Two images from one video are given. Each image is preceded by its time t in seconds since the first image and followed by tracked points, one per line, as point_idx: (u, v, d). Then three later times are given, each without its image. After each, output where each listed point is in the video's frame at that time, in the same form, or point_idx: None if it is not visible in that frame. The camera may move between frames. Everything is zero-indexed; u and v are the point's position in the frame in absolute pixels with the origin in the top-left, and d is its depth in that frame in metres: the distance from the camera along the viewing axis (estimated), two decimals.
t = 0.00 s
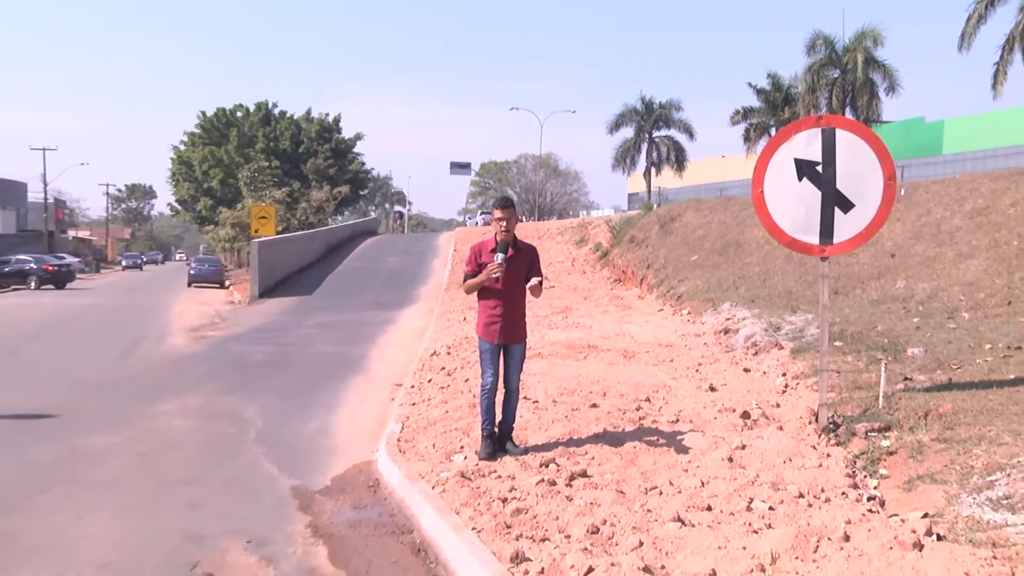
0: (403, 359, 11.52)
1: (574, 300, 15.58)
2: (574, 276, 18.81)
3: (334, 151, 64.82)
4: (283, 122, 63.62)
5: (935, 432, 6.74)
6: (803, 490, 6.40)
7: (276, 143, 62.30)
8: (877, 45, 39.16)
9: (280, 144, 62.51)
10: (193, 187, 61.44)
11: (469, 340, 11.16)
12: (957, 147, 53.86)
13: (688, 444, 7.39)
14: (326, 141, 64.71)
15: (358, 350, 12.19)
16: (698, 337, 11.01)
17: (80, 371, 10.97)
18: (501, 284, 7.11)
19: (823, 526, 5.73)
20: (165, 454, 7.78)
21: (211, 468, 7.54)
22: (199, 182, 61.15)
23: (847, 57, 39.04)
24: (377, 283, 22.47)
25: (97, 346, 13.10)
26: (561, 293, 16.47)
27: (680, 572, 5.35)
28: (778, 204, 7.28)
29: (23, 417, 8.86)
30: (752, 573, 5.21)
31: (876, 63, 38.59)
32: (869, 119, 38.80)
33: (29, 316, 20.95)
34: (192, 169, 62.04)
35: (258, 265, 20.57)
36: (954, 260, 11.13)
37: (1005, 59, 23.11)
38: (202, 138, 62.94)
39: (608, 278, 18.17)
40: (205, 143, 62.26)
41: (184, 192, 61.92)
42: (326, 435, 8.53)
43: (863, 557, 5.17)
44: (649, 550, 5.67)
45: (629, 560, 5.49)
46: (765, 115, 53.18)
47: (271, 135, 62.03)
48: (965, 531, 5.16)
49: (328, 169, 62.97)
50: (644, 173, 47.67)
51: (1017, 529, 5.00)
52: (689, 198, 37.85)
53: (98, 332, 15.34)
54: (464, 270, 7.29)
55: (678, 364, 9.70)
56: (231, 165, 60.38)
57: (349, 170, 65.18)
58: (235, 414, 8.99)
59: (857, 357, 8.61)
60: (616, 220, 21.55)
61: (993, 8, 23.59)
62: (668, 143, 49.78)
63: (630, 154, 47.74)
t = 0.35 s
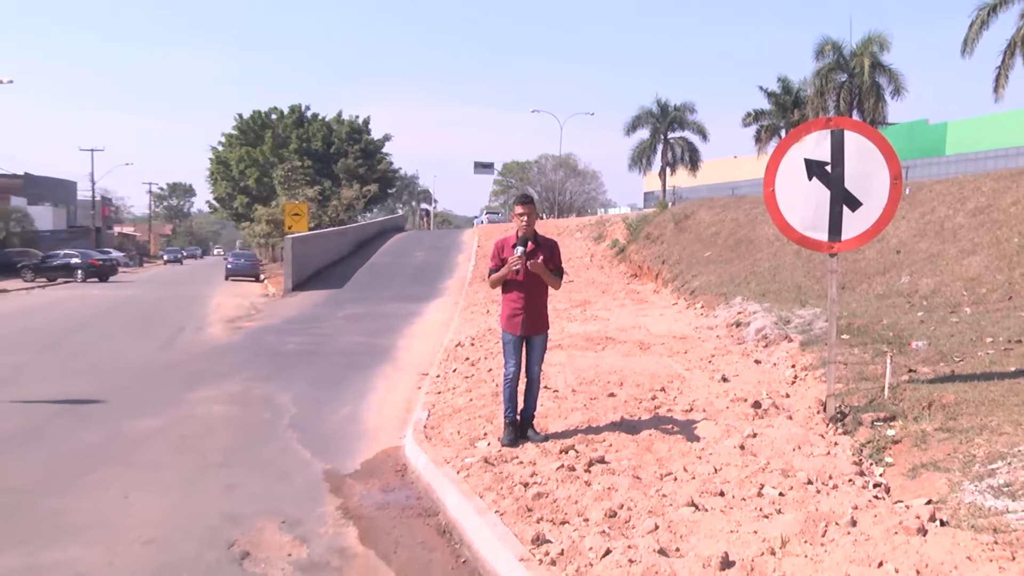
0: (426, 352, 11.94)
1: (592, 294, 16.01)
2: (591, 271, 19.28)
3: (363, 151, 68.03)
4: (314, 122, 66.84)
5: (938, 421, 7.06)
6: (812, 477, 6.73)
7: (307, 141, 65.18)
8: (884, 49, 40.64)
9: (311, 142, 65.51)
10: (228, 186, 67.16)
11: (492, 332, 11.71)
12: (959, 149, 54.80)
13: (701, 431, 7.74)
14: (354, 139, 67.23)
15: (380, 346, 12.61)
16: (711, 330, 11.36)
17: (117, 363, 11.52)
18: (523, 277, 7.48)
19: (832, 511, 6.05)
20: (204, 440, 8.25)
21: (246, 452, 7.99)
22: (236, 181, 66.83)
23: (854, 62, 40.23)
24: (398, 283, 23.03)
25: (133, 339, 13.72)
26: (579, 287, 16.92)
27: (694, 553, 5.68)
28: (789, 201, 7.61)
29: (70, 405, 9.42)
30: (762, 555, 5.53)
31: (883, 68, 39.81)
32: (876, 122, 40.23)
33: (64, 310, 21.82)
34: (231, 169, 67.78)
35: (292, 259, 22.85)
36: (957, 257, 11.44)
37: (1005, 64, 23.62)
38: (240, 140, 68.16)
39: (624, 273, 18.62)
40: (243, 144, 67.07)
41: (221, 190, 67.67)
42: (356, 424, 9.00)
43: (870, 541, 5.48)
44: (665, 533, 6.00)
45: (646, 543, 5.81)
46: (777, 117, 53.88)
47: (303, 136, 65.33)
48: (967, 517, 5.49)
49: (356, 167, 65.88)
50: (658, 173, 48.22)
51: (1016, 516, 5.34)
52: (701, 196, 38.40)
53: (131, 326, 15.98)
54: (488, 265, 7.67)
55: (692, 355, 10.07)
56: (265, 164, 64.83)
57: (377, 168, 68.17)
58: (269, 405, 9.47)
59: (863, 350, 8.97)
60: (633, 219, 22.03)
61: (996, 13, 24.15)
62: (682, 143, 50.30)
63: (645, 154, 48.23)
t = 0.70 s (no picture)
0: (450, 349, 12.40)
1: (610, 289, 16.48)
2: (608, 268, 19.77)
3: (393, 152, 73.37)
4: (347, 127, 71.95)
5: (942, 411, 7.39)
6: (821, 464, 7.05)
7: (339, 144, 70.46)
8: (890, 54, 42.70)
9: (341, 145, 70.62)
10: (266, 186, 72.19)
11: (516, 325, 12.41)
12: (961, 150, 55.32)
13: (714, 419, 8.13)
14: (385, 143, 72.85)
15: (403, 344, 13.03)
16: (725, 323, 11.76)
17: (153, 357, 12.03)
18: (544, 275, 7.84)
19: (841, 497, 6.36)
20: (241, 431, 8.71)
21: (282, 441, 8.44)
22: (272, 182, 71.58)
23: (861, 66, 42.78)
24: (419, 285, 23.56)
25: (167, 335, 14.27)
26: (598, 283, 17.40)
27: (709, 536, 5.98)
28: (799, 200, 7.96)
29: (112, 395, 9.91)
30: (774, 538, 5.82)
31: (890, 72, 42.39)
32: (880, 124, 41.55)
33: (97, 307, 22.61)
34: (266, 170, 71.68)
35: (323, 254, 25.12)
36: (961, 253, 11.75)
37: (1008, 68, 24.17)
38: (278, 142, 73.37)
39: (640, 269, 19.10)
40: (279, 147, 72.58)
41: (260, 190, 72.92)
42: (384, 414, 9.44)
43: (877, 525, 5.78)
44: (681, 516, 6.32)
45: (662, 526, 6.11)
46: (787, 119, 54.27)
47: (336, 139, 70.48)
48: (971, 503, 5.82)
49: (387, 169, 71.80)
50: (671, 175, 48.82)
51: (1018, 502, 5.66)
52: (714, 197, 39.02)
53: (162, 322, 16.55)
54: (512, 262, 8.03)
55: (706, 347, 10.51)
56: (300, 164, 69.14)
57: (405, 169, 73.56)
58: (300, 397, 9.91)
59: (870, 342, 9.34)
60: (650, 218, 22.47)
61: (998, 19, 24.68)
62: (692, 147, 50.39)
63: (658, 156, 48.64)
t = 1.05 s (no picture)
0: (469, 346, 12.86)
1: (623, 287, 16.94)
2: (621, 266, 20.25)
3: (418, 155, 77.16)
4: (373, 131, 76.10)
5: (942, 404, 7.74)
6: (826, 454, 7.41)
7: (367, 148, 75.18)
8: (893, 62, 44.15)
9: (369, 149, 75.30)
10: (298, 187, 76.55)
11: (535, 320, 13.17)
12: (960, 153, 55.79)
13: (724, 411, 8.53)
14: (411, 145, 76.88)
15: (422, 342, 13.46)
16: (735, 318, 12.17)
17: (184, 352, 12.54)
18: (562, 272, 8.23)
19: (845, 485, 6.69)
20: (271, 421, 9.14)
21: (311, 431, 8.87)
22: (305, 182, 75.71)
23: (865, 73, 44.59)
24: (435, 284, 24.11)
25: (196, 329, 14.82)
26: (611, 280, 17.86)
27: (719, 522, 6.32)
28: (806, 201, 8.34)
29: (148, 386, 10.40)
30: (781, 526, 6.15)
31: (892, 80, 44.21)
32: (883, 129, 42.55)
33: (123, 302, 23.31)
34: (299, 172, 76.93)
35: (350, 252, 26.25)
36: (960, 253, 12.11)
37: (1005, 75, 24.76)
38: (309, 146, 78.10)
39: (651, 267, 19.56)
40: (311, 150, 77.65)
41: (293, 190, 77.74)
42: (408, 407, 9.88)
43: (879, 514, 6.09)
44: (692, 504, 6.67)
45: (674, 513, 6.44)
46: (794, 124, 54.68)
47: (365, 144, 75.40)
48: (968, 493, 6.12)
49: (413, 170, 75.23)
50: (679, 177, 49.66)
51: (1014, 491, 5.96)
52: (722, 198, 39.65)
53: (189, 317, 17.12)
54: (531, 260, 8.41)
55: (717, 342, 10.94)
56: (332, 167, 74.44)
57: (430, 170, 77.31)
58: (327, 391, 10.36)
59: (873, 338, 9.73)
60: (663, 218, 22.98)
61: (997, 29, 25.19)
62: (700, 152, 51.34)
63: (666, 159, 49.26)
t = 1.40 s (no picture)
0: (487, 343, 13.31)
1: (636, 284, 17.35)
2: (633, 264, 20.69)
3: (440, 158, 78.96)
4: (397, 135, 78.07)
5: (942, 397, 8.07)
6: (832, 445, 7.74)
7: (392, 151, 77.17)
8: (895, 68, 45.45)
9: (393, 151, 77.24)
10: (326, 188, 78.85)
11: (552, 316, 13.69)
12: (959, 156, 56.02)
13: (734, 403, 8.91)
14: (434, 148, 78.73)
15: (440, 339, 13.86)
16: (744, 314, 12.56)
17: (214, 350, 13.01)
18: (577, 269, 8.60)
19: (850, 475, 7.01)
20: (298, 415, 9.56)
21: (337, 425, 9.28)
22: (333, 184, 78.08)
23: (869, 79, 45.37)
24: (451, 283, 24.64)
25: (221, 328, 15.30)
26: (624, 278, 18.29)
27: (729, 510, 6.63)
28: (812, 201, 8.69)
29: (181, 381, 10.83)
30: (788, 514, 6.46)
31: (895, 83, 45.02)
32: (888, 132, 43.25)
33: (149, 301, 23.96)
34: (326, 175, 79.17)
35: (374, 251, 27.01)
36: (960, 251, 12.42)
37: (1002, 81, 25.25)
38: (336, 149, 80.33)
39: (663, 266, 19.98)
40: (337, 154, 79.83)
41: (320, 192, 79.93)
42: (430, 402, 10.29)
43: (883, 502, 6.37)
44: (703, 492, 6.99)
45: (686, 501, 6.76)
46: (801, 127, 55.14)
47: (390, 148, 77.39)
48: (969, 482, 6.36)
49: (435, 172, 76.94)
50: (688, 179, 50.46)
51: (1011, 481, 6.19)
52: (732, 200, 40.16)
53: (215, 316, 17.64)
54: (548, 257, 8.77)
55: (727, 337, 11.33)
56: (357, 169, 76.63)
57: (452, 172, 78.90)
58: (352, 388, 10.77)
59: (877, 333, 10.09)
60: (675, 218, 23.45)
61: (994, 35, 25.55)
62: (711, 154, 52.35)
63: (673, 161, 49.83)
